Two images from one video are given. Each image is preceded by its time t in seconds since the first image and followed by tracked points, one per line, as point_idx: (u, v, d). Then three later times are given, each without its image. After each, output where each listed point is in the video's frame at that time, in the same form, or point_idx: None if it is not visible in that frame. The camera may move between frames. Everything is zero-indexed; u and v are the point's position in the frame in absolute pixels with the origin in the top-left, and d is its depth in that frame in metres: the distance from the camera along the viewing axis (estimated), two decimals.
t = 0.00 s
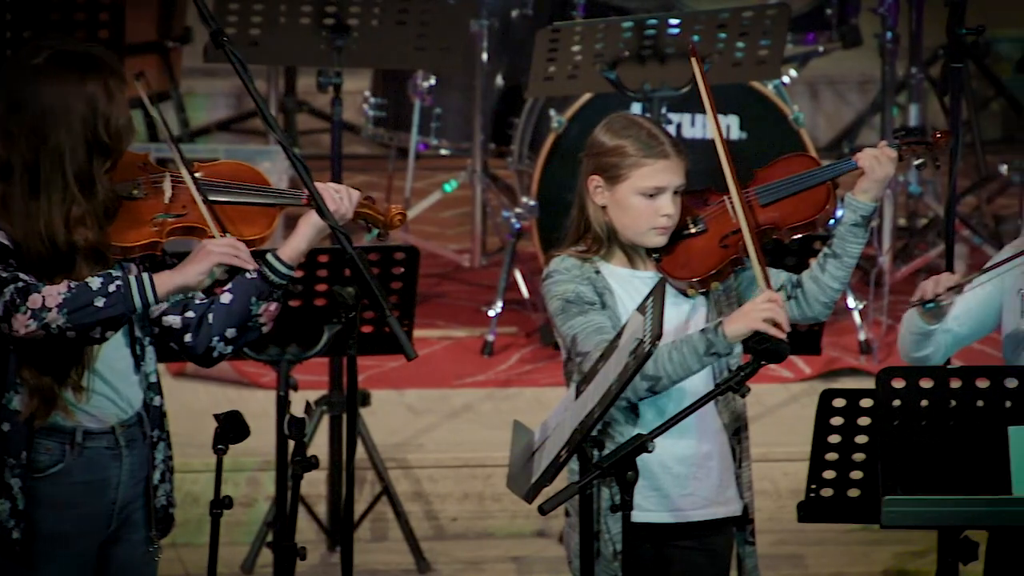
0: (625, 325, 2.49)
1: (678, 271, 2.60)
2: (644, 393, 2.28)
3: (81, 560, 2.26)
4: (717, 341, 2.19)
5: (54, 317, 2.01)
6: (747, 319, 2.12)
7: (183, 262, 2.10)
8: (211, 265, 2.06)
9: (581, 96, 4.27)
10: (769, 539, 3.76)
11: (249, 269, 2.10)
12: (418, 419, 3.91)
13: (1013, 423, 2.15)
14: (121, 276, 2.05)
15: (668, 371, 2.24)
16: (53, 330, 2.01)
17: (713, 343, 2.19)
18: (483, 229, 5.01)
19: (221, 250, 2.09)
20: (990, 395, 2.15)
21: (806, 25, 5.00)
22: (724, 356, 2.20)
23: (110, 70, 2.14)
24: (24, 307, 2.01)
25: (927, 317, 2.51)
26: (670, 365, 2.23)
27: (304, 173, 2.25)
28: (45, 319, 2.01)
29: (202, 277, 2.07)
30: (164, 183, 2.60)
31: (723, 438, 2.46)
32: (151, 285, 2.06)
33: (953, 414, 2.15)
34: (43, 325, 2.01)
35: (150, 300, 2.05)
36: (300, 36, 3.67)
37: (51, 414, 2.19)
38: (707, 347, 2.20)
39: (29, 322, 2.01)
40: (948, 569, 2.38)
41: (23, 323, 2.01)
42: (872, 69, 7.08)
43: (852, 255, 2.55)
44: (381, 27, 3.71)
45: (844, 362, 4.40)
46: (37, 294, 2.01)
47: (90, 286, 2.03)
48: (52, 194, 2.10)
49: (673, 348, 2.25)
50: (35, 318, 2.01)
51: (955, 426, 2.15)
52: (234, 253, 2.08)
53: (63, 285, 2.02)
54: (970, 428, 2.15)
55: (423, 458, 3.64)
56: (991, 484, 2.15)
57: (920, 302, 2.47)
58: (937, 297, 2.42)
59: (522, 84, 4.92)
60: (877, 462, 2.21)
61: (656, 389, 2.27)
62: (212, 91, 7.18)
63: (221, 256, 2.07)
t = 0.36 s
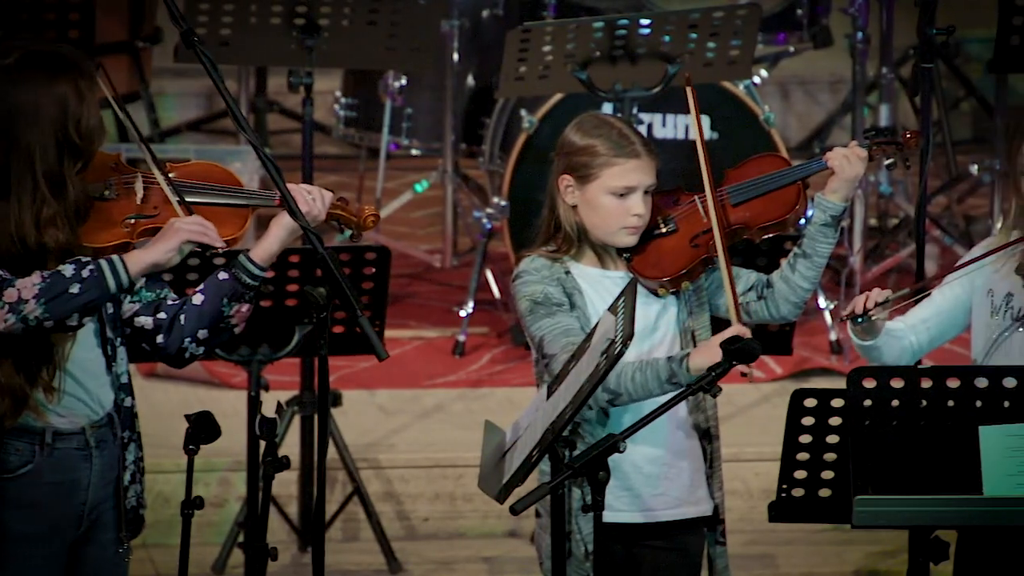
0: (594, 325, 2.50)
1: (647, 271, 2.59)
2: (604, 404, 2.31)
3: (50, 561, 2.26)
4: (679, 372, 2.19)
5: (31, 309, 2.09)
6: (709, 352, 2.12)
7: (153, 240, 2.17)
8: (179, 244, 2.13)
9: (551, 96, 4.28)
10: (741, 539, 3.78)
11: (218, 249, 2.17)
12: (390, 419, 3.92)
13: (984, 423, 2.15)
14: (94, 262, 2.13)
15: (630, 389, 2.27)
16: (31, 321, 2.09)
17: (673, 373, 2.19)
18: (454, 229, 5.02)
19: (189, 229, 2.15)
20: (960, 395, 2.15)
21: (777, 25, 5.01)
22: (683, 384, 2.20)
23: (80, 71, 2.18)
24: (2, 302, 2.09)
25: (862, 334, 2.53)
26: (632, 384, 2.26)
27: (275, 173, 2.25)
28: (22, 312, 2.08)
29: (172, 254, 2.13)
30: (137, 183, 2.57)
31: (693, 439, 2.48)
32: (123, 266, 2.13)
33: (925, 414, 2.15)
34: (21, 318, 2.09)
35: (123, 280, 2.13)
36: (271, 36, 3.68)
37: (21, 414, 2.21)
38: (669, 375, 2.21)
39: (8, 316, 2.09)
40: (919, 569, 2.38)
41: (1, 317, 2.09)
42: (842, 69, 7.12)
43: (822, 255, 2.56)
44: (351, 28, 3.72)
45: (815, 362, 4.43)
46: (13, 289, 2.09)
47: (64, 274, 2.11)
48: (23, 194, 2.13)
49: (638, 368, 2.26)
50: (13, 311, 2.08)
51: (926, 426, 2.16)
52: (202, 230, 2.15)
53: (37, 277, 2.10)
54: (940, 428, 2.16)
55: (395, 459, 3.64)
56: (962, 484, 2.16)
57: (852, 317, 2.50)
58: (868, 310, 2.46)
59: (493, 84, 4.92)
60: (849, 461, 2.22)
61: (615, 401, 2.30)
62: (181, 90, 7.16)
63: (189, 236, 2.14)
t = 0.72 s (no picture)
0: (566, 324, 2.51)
1: (619, 271, 2.60)
2: (584, 396, 2.32)
3: (23, 560, 2.29)
4: (658, 352, 2.22)
5: None
6: (688, 331, 2.16)
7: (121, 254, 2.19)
8: (142, 262, 2.14)
9: (523, 96, 4.28)
10: (713, 538, 3.79)
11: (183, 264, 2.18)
12: (362, 420, 3.92)
13: (955, 423, 2.15)
14: (55, 272, 2.16)
15: (609, 377, 2.28)
16: None
17: (655, 354, 2.22)
18: (427, 229, 5.02)
19: (156, 245, 2.16)
20: (933, 394, 2.16)
21: (749, 25, 5.02)
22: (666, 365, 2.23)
23: (51, 73, 2.21)
24: None
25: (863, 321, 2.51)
26: (612, 373, 2.27)
27: (247, 173, 2.24)
28: None
29: (137, 271, 2.15)
30: (109, 184, 2.56)
31: (665, 438, 2.49)
32: (85, 280, 2.15)
33: (896, 414, 2.17)
34: None
35: (83, 294, 2.16)
36: (243, 36, 3.68)
37: None
38: (648, 357, 2.24)
39: None
40: (891, 569, 2.38)
41: None
42: (813, 70, 7.16)
43: (792, 255, 2.57)
44: (323, 28, 3.73)
45: (787, 362, 4.45)
46: None
47: (24, 281, 2.14)
48: None
49: (615, 356, 2.28)
50: None
51: (897, 426, 2.17)
52: (168, 247, 2.17)
53: None
54: (912, 428, 2.17)
55: (367, 459, 3.64)
56: (934, 483, 2.16)
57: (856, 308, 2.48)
58: (874, 301, 2.44)
59: (466, 85, 4.93)
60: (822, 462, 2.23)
61: (597, 392, 2.31)
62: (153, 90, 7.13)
63: (154, 252, 2.16)
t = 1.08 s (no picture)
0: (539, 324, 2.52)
1: (591, 271, 2.63)
2: (563, 388, 2.32)
3: None
4: (634, 332, 2.25)
5: None
6: (664, 308, 2.20)
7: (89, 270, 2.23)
8: (104, 278, 2.18)
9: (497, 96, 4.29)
10: (687, 538, 3.81)
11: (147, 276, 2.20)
12: (335, 420, 3.92)
13: (929, 423, 2.17)
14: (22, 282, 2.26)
15: (587, 365, 2.29)
16: None
17: (629, 334, 2.25)
18: (400, 229, 5.02)
19: (119, 262, 2.19)
20: (905, 394, 2.17)
21: (721, 26, 5.03)
22: (641, 345, 2.27)
23: (22, 75, 2.37)
24: None
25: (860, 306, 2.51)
26: (589, 359, 2.28)
27: (220, 174, 2.24)
28: None
29: (102, 287, 2.21)
30: (80, 183, 2.53)
31: (638, 437, 2.50)
32: (47, 294, 2.24)
33: (870, 413, 2.17)
34: None
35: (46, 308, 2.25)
36: (215, 36, 3.67)
37: None
38: (624, 338, 2.27)
39: None
40: (865, 569, 2.36)
41: None
42: (786, 69, 7.20)
43: (764, 255, 2.58)
44: (296, 28, 3.72)
45: (760, 362, 4.47)
46: None
47: None
48: None
49: (589, 343, 2.30)
50: None
51: (871, 426, 2.17)
52: (130, 263, 2.19)
53: None
54: (885, 428, 2.17)
55: (339, 459, 3.65)
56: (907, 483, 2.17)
57: (859, 295, 2.48)
58: (878, 287, 2.44)
59: (439, 85, 4.93)
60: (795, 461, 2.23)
61: (574, 382, 2.31)
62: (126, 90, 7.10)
63: (117, 268, 2.19)
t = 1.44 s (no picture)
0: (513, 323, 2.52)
1: (563, 271, 2.69)
2: (542, 380, 2.29)
3: None
4: (610, 318, 2.26)
5: None
6: (639, 294, 2.25)
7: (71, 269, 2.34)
8: (95, 274, 2.30)
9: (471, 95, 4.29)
10: (661, 538, 3.82)
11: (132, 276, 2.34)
12: (308, 420, 3.92)
13: (902, 423, 2.18)
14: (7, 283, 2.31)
15: (566, 354, 2.28)
16: None
17: (606, 321, 2.26)
18: (374, 229, 5.03)
19: (105, 260, 2.32)
20: (878, 394, 2.18)
21: (695, 26, 5.05)
22: (617, 332, 2.27)
23: None
24: None
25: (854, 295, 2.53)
26: (567, 348, 2.27)
27: (194, 174, 2.24)
28: None
29: (86, 284, 2.31)
30: (51, 184, 2.55)
31: (612, 436, 2.51)
32: (33, 293, 2.31)
33: (844, 413, 2.18)
34: None
35: (32, 306, 2.31)
36: (189, 36, 3.67)
37: None
38: (601, 326, 2.27)
39: None
40: (838, 568, 2.36)
41: None
42: (759, 70, 7.23)
43: (737, 255, 2.59)
44: (270, 28, 3.72)
45: (733, 362, 4.50)
46: None
47: None
48: None
49: (566, 333, 2.29)
50: None
51: (845, 426, 2.18)
52: (117, 260, 2.31)
53: None
54: (859, 428, 2.18)
55: (313, 460, 3.65)
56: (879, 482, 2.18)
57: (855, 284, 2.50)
58: (875, 275, 2.47)
59: (413, 85, 4.94)
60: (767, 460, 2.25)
61: (553, 374, 2.29)
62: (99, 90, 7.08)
63: (105, 265, 2.31)
